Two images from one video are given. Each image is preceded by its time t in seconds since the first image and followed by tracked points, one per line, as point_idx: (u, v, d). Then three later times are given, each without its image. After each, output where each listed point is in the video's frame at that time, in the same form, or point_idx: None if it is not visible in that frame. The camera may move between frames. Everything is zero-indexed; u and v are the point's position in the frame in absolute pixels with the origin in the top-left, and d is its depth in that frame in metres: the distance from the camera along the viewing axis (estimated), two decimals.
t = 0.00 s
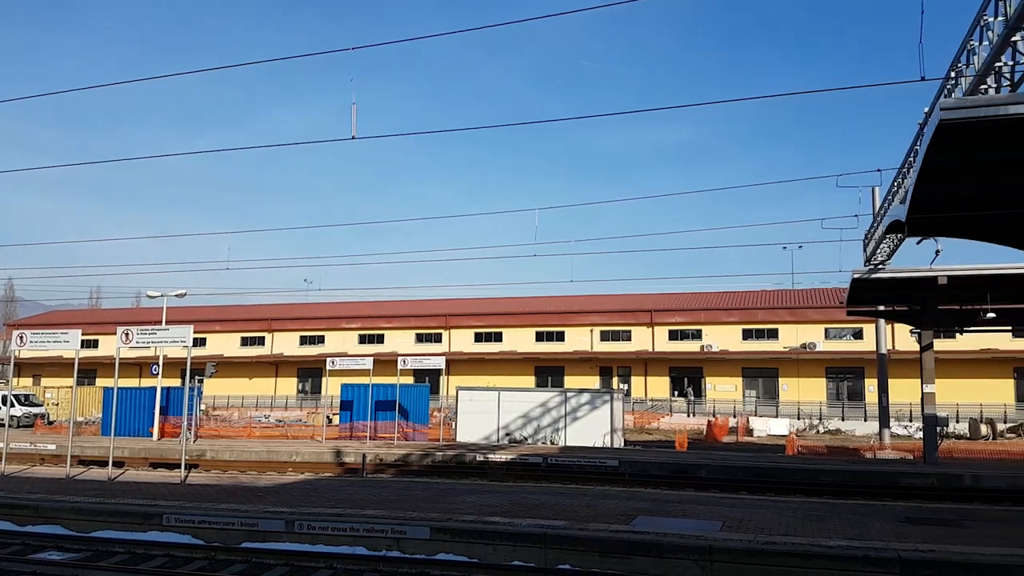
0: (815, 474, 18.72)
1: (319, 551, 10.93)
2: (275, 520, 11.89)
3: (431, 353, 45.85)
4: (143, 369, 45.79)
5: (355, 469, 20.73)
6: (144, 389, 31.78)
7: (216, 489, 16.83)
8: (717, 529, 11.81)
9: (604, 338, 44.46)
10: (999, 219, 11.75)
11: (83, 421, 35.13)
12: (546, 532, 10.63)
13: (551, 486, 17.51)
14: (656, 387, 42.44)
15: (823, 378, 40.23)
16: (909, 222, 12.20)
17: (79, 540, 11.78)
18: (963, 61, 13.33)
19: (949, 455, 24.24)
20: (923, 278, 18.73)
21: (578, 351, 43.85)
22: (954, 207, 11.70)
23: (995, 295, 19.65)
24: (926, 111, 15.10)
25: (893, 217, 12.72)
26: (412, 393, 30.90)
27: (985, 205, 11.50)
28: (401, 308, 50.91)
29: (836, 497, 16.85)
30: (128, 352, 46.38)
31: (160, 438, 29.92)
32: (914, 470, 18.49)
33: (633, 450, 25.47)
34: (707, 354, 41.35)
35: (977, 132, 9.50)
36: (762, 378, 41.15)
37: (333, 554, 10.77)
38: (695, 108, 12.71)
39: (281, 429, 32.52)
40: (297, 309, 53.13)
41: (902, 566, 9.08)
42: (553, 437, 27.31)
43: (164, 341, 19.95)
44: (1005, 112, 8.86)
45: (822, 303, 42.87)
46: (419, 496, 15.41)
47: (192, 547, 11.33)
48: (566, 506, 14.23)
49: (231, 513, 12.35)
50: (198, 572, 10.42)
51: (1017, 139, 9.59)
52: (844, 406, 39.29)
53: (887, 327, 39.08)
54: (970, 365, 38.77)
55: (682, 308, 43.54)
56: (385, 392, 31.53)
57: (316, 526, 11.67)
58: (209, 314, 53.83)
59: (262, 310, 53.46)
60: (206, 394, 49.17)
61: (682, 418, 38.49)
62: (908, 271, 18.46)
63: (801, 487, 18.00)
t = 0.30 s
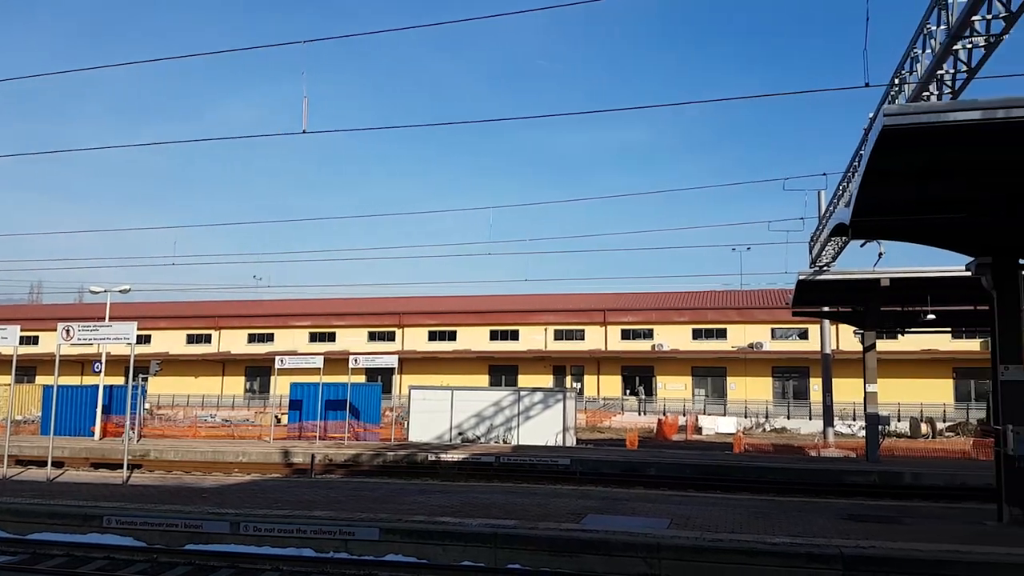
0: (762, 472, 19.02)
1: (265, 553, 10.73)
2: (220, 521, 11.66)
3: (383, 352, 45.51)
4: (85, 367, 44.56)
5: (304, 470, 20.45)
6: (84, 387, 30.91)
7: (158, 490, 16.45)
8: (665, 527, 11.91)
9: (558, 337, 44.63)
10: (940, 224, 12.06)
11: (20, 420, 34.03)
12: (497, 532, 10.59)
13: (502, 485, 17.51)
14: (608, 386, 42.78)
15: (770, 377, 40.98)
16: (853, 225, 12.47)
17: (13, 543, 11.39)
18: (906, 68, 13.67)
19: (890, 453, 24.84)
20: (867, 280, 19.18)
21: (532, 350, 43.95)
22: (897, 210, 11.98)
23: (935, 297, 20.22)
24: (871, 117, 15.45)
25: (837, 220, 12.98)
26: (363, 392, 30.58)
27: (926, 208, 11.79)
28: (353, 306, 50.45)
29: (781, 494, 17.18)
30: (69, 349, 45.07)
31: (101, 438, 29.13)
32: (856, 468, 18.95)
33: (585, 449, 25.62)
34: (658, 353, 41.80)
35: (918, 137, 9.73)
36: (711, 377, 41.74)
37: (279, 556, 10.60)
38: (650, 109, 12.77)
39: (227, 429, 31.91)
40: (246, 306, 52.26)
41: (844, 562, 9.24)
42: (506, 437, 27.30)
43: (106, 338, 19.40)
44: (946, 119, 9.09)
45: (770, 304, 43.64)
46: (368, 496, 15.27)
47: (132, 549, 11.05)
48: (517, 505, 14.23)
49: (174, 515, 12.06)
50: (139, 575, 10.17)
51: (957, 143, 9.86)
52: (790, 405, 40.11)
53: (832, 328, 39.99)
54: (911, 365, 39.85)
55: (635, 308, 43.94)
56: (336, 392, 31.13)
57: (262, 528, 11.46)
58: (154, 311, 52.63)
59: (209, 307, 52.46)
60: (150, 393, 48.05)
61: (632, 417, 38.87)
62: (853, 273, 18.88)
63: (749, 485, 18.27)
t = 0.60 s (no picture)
0: (709, 469, 19.31)
1: (209, 555, 10.53)
2: (163, 523, 11.40)
3: (333, 352, 45.07)
4: (23, 364, 43.20)
5: (250, 471, 20.12)
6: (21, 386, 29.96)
7: (98, 491, 16.03)
8: (613, 524, 12.01)
9: (512, 336, 44.67)
10: (880, 229, 12.38)
11: None
12: (446, 532, 10.55)
13: (452, 485, 17.47)
14: (561, 385, 42.95)
15: (718, 376, 41.62)
16: (796, 229, 12.72)
17: None
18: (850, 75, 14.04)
19: (833, 451, 25.42)
20: (810, 282, 19.60)
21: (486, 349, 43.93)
22: (839, 215, 12.30)
23: (875, 299, 20.76)
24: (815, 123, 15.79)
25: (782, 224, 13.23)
26: (313, 391, 30.21)
27: (867, 212, 12.10)
28: (303, 304, 49.86)
29: (727, 492, 17.45)
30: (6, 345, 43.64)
31: (38, 438, 28.26)
32: (799, 466, 19.36)
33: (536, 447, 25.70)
34: (610, 352, 42.15)
35: (861, 143, 9.98)
36: (662, 376, 42.24)
37: (224, 558, 10.41)
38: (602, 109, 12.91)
39: (171, 429, 31.23)
40: (192, 303, 51.23)
41: (786, 559, 9.41)
42: (457, 436, 27.24)
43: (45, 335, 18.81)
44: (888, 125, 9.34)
45: (718, 305, 44.34)
46: (316, 497, 15.11)
47: (70, 552, 10.74)
48: (466, 505, 14.20)
49: (115, 517, 11.76)
50: None
51: (897, 149, 10.14)
52: (737, 403, 40.80)
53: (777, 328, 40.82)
54: (854, 365, 40.86)
55: (587, 307, 44.24)
56: (284, 391, 30.68)
57: (206, 529, 11.23)
58: (96, 307, 51.28)
59: (154, 304, 51.31)
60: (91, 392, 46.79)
61: (584, 415, 39.11)
62: (798, 275, 19.30)
63: (696, 482, 18.53)
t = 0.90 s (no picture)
0: (656, 467, 19.53)
1: (148, 558, 10.27)
2: (100, 525, 11.08)
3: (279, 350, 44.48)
4: None
5: (192, 471, 19.69)
6: None
7: (30, 493, 15.54)
8: (561, 523, 12.06)
9: (463, 335, 44.59)
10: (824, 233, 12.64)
11: None
12: (392, 532, 10.46)
13: (400, 485, 17.36)
14: (511, 384, 43.01)
15: (666, 376, 42.14)
16: (743, 232, 12.91)
17: None
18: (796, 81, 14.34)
19: (775, 449, 25.91)
20: (755, 284, 19.96)
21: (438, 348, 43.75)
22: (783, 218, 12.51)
23: (817, 300, 21.24)
24: (761, 128, 16.10)
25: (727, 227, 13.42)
26: (258, 391, 29.77)
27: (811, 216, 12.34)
28: (250, 302, 49.07)
29: (674, 490, 17.68)
30: None
31: None
32: (744, 464, 19.72)
33: (485, 447, 25.71)
34: (561, 350, 42.34)
35: (805, 147, 10.17)
36: (612, 375, 42.58)
37: (163, 561, 10.17)
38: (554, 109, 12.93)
39: (110, 428, 30.43)
40: (133, 300, 50.01)
41: (730, 555, 9.52)
42: (406, 436, 27.08)
43: None
44: (831, 131, 9.53)
45: (667, 305, 44.89)
46: (259, 498, 14.87)
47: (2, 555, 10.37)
48: (414, 504, 14.11)
49: (49, 519, 11.40)
50: None
51: (839, 154, 10.36)
52: (684, 402, 41.37)
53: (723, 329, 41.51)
54: (797, 365, 41.76)
55: (538, 307, 44.38)
56: (227, 390, 30.09)
57: (145, 532, 10.94)
58: (32, 303, 49.70)
59: (94, 300, 49.94)
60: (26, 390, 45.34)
61: (534, 415, 39.20)
62: (744, 277, 19.64)
63: (644, 480, 18.71)
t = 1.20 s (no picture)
0: (604, 465, 19.69)
1: (83, 562, 9.99)
2: (32, 528, 10.74)
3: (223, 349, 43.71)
4: None
5: (131, 473, 19.20)
6: None
7: None
8: (508, 523, 12.08)
9: (412, 334, 44.33)
10: (769, 236, 12.85)
11: None
12: (337, 534, 10.35)
13: (346, 485, 17.20)
14: (462, 383, 42.92)
15: (615, 375, 42.53)
16: (690, 235, 13.06)
17: None
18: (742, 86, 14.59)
19: (720, 447, 26.34)
20: (701, 285, 20.25)
21: (386, 347, 43.45)
22: (729, 221, 12.72)
23: (762, 301, 21.63)
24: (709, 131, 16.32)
25: (675, 229, 13.56)
26: (201, 390, 29.13)
27: (757, 219, 12.55)
28: (193, 299, 48.08)
29: (621, 488, 17.85)
30: None
31: None
32: (690, 461, 20.01)
33: (433, 447, 25.60)
34: (511, 350, 42.40)
35: (751, 152, 10.33)
36: (561, 374, 42.80)
37: (99, 564, 9.90)
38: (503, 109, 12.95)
39: (44, 428, 29.52)
40: (71, 296, 48.60)
41: (673, 552, 9.64)
42: (354, 436, 26.81)
43: None
44: (775, 136, 9.72)
45: (615, 306, 45.31)
46: (200, 499, 14.58)
47: None
48: (360, 506, 13.98)
49: None
50: None
51: (784, 159, 10.55)
52: (632, 401, 41.83)
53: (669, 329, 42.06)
54: (742, 365, 42.52)
55: (489, 306, 44.34)
56: (168, 390, 29.36)
57: (79, 535, 10.64)
58: None
59: (29, 295, 48.37)
60: None
61: (483, 415, 39.17)
62: (691, 278, 19.89)
63: (592, 479, 18.85)
